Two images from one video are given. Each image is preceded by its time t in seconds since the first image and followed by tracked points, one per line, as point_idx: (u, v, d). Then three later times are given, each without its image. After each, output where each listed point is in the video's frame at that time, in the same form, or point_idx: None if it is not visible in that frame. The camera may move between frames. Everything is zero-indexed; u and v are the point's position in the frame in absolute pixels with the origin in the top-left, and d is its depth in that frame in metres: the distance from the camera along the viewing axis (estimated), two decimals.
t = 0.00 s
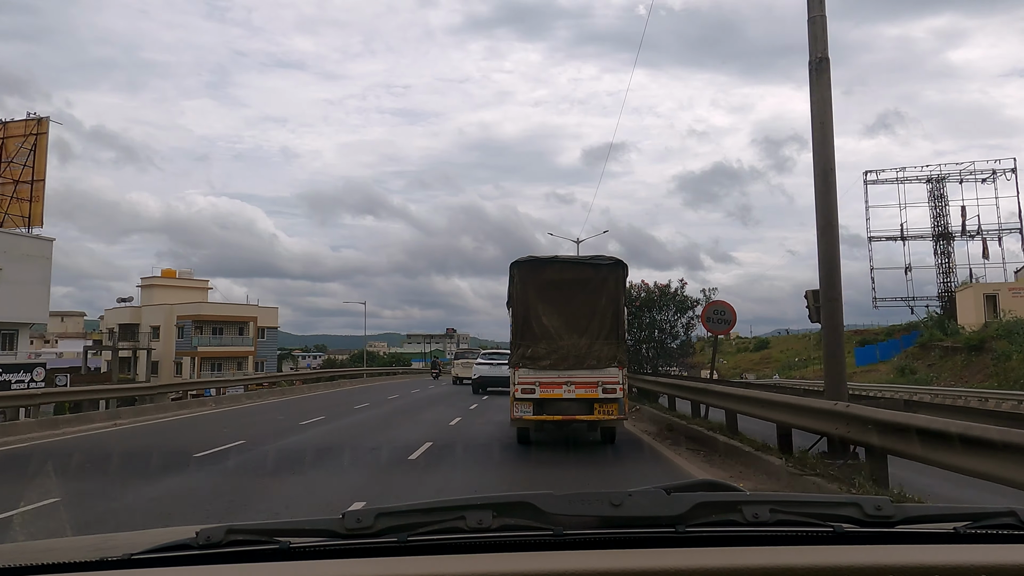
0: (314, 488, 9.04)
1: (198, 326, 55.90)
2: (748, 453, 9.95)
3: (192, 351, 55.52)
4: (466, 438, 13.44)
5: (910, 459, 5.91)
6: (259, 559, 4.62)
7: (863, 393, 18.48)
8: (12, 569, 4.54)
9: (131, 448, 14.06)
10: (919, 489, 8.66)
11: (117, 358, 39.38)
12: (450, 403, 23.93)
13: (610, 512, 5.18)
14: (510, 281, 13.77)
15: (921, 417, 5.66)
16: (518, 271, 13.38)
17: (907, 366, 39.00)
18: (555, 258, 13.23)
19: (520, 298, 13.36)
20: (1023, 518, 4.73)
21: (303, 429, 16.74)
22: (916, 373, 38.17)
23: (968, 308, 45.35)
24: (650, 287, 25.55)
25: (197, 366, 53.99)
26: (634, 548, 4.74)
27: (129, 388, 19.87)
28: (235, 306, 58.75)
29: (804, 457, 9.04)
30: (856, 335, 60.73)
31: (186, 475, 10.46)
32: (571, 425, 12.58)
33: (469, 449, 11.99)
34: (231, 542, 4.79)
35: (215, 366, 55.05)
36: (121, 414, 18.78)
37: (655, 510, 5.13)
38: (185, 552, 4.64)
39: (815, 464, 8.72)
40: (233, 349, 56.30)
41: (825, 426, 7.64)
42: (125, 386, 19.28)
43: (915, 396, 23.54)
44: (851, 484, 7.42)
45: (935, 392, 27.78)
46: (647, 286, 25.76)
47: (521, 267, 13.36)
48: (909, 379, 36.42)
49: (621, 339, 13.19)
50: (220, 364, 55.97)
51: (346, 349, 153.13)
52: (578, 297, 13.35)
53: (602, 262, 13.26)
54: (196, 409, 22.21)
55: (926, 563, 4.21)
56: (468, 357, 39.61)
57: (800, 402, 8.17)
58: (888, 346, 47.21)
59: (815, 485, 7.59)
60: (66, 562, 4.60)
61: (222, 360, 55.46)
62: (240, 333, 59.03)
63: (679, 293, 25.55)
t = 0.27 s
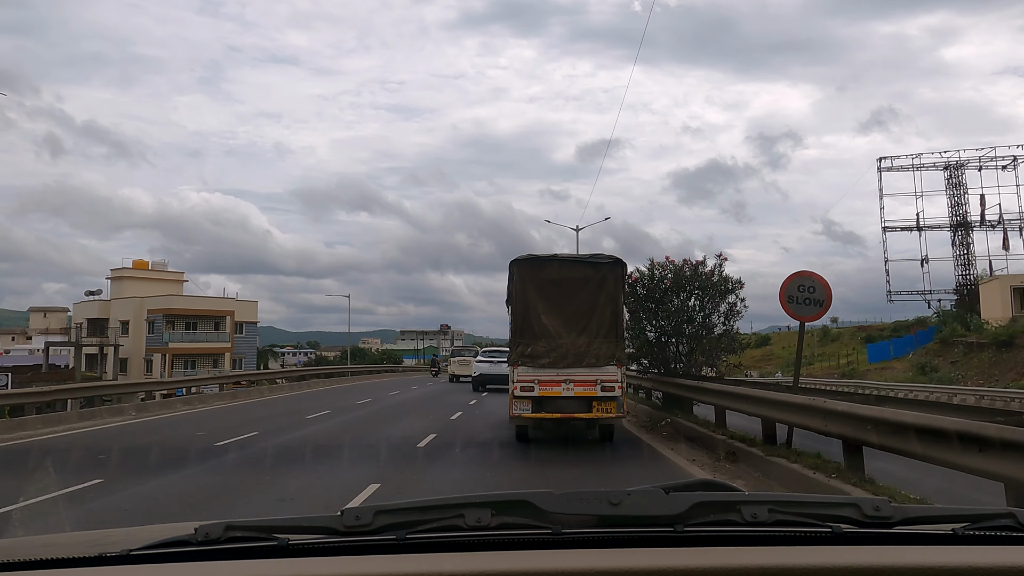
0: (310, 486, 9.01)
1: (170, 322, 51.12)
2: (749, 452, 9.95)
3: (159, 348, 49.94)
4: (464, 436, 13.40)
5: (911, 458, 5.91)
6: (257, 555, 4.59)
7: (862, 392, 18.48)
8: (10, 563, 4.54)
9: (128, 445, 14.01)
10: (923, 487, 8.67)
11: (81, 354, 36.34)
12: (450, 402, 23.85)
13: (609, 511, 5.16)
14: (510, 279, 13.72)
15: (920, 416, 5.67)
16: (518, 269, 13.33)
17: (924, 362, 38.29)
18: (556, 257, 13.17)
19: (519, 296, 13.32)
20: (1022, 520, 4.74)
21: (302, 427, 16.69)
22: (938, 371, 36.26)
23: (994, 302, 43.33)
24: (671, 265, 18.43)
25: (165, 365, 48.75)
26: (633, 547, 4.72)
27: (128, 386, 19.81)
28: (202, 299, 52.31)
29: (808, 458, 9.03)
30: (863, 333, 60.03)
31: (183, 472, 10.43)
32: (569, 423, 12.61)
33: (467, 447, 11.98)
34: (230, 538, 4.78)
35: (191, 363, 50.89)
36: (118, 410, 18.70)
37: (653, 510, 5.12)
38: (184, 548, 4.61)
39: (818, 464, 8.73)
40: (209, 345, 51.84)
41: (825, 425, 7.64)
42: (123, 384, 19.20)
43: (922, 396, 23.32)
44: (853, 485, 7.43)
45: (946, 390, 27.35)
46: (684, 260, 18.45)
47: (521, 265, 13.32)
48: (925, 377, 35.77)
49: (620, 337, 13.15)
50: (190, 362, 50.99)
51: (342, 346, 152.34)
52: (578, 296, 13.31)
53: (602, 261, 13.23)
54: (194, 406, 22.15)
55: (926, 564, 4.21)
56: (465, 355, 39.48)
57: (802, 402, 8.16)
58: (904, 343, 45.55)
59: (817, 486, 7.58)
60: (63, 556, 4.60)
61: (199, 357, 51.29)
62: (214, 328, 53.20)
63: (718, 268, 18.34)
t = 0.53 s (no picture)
0: (308, 484, 9.00)
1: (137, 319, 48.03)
2: (752, 456, 9.99)
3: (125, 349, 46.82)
4: (463, 437, 13.39)
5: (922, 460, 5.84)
6: (254, 552, 4.62)
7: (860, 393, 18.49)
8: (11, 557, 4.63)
9: (126, 442, 14.01)
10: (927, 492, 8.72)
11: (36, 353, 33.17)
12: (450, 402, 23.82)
13: (606, 513, 5.16)
14: (509, 278, 13.71)
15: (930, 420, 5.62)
16: (517, 269, 13.33)
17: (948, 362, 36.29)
18: (555, 257, 13.16)
19: (517, 295, 13.30)
20: (1017, 527, 4.76)
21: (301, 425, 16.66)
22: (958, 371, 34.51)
23: None
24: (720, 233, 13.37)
25: (135, 366, 45.59)
26: (628, 550, 4.72)
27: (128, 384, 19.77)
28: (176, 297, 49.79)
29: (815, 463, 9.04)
30: (868, 331, 58.84)
31: (180, 469, 10.45)
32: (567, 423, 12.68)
33: (466, 447, 12.02)
34: (228, 535, 4.83)
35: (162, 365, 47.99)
36: (117, 406, 18.67)
37: (650, 513, 5.11)
38: (181, 543, 4.66)
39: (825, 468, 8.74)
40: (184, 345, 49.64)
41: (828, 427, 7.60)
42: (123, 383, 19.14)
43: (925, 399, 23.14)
44: (859, 491, 7.47)
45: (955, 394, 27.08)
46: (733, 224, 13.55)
47: (518, 264, 13.31)
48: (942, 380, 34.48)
49: (619, 337, 13.14)
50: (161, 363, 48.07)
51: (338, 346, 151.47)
52: (576, 295, 13.30)
53: (599, 260, 13.22)
54: (192, 405, 22.15)
55: (921, 569, 4.23)
56: (462, 355, 39.28)
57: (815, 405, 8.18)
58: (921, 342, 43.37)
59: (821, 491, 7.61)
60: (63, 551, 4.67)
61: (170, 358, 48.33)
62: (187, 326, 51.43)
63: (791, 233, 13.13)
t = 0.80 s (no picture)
0: (306, 483, 9.00)
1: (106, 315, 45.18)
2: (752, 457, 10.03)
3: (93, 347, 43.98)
4: (464, 437, 13.38)
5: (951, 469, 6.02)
6: (252, 550, 4.66)
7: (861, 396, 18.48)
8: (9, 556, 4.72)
9: (128, 439, 14.05)
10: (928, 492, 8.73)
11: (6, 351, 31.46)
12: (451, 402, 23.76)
13: (604, 514, 5.16)
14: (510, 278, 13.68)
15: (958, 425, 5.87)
16: (519, 269, 13.30)
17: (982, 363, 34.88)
18: (558, 257, 13.13)
19: (519, 295, 13.30)
20: (1016, 531, 4.75)
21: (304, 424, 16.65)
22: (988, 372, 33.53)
23: None
24: (854, 162, 8.02)
25: (102, 364, 42.91)
26: (624, 551, 4.71)
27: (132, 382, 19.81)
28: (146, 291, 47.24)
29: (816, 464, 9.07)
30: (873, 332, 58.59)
31: (179, 467, 10.46)
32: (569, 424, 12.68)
33: (468, 447, 12.05)
34: (226, 533, 4.90)
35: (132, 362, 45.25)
36: (119, 404, 18.70)
37: (648, 514, 5.09)
38: (180, 542, 4.73)
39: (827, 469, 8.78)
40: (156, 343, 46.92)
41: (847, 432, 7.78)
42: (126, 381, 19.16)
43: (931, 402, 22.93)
44: (860, 492, 7.51)
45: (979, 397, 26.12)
46: (886, 133, 7.85)
47: (521, 265, 13.30)
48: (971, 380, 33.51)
49: (621, 338, 13.15)
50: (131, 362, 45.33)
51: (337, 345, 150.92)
52: (578, 295, 13.29)
53: (602, 261, 13.22)
54: (194, 404, 22.18)
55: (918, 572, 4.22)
56: (462, 355, 39.16)
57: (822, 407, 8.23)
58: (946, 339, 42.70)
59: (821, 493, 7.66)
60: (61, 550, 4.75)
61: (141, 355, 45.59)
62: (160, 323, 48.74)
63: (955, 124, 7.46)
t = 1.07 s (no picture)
0: (306, 482, 9.02)
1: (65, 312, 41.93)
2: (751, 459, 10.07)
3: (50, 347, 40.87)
4: (465, 437, 13.37)
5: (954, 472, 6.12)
6: (249, 549, 4.76)
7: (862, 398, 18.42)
8: (10, 554, 4.83)
9: (130, 437, 14.11)
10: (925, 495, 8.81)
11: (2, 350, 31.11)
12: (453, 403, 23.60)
13: (602, 514, 5.16)
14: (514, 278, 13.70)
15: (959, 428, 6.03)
16: (522, 269, 13.31)
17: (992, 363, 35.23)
18: (561, 257, 13.14)
19: (523, 296, 13.32)
20: (1014, 533, 4.76)
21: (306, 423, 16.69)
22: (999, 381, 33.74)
23: None
24: None
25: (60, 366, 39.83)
26: (623, 551, 4.71)
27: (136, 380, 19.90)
28: (115, 286, 44.41)
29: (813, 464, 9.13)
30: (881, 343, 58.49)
31: (180, 464, 10.50)
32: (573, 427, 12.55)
33: (469, 447, 12.01)
34: (224, 532, 5.00)
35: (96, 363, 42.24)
36: (123, 404, 18.78)
37: (646, 515, 5.09)
38: (178, 540, 4.86)
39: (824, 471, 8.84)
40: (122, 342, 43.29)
41: (849, 434, 7.86)
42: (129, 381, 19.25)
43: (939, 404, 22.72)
44: (857, 493, 7.56)
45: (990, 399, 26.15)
46: None
47: (524, 264, 13.31)
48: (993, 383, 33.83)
49: (625, 339, 13.19)
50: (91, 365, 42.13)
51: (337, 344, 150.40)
52: (583, 296, 13.35)
53: (607, 262, 13.25)
54: (197, 404, 22.24)
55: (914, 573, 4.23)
56: (464, 355, 39.04)
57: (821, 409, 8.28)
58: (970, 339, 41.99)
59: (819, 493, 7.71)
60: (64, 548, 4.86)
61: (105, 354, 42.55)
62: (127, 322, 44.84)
63: None
